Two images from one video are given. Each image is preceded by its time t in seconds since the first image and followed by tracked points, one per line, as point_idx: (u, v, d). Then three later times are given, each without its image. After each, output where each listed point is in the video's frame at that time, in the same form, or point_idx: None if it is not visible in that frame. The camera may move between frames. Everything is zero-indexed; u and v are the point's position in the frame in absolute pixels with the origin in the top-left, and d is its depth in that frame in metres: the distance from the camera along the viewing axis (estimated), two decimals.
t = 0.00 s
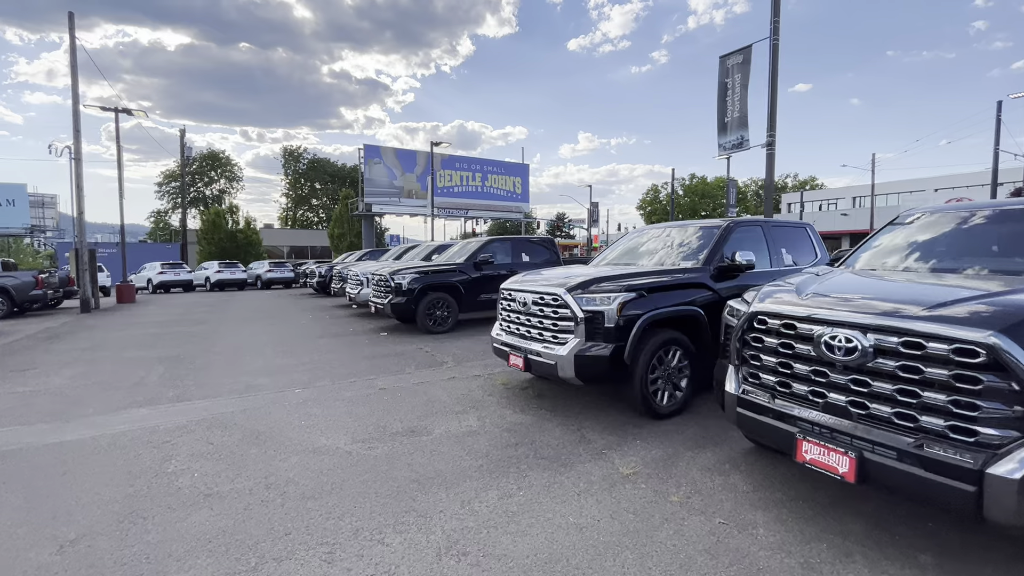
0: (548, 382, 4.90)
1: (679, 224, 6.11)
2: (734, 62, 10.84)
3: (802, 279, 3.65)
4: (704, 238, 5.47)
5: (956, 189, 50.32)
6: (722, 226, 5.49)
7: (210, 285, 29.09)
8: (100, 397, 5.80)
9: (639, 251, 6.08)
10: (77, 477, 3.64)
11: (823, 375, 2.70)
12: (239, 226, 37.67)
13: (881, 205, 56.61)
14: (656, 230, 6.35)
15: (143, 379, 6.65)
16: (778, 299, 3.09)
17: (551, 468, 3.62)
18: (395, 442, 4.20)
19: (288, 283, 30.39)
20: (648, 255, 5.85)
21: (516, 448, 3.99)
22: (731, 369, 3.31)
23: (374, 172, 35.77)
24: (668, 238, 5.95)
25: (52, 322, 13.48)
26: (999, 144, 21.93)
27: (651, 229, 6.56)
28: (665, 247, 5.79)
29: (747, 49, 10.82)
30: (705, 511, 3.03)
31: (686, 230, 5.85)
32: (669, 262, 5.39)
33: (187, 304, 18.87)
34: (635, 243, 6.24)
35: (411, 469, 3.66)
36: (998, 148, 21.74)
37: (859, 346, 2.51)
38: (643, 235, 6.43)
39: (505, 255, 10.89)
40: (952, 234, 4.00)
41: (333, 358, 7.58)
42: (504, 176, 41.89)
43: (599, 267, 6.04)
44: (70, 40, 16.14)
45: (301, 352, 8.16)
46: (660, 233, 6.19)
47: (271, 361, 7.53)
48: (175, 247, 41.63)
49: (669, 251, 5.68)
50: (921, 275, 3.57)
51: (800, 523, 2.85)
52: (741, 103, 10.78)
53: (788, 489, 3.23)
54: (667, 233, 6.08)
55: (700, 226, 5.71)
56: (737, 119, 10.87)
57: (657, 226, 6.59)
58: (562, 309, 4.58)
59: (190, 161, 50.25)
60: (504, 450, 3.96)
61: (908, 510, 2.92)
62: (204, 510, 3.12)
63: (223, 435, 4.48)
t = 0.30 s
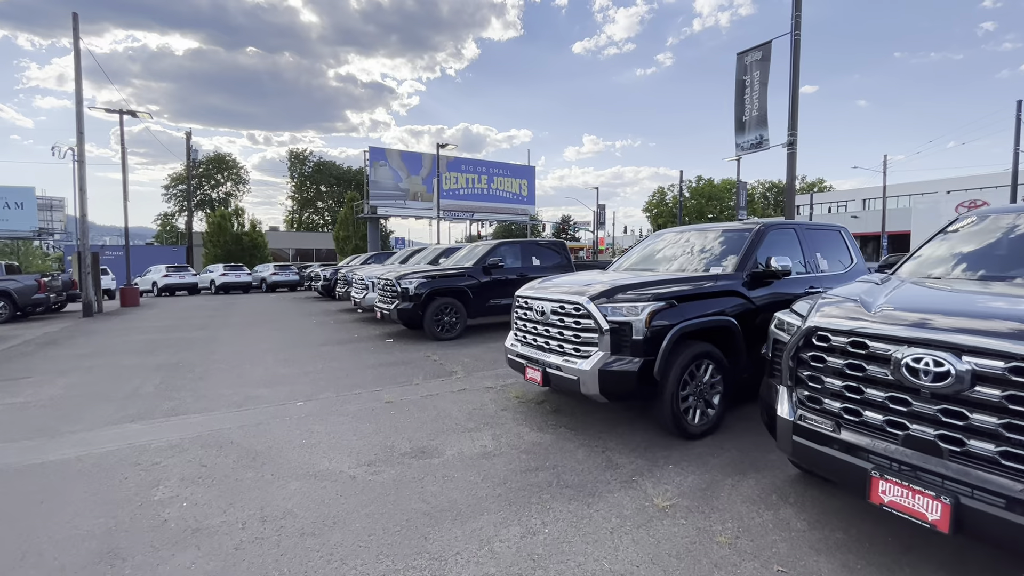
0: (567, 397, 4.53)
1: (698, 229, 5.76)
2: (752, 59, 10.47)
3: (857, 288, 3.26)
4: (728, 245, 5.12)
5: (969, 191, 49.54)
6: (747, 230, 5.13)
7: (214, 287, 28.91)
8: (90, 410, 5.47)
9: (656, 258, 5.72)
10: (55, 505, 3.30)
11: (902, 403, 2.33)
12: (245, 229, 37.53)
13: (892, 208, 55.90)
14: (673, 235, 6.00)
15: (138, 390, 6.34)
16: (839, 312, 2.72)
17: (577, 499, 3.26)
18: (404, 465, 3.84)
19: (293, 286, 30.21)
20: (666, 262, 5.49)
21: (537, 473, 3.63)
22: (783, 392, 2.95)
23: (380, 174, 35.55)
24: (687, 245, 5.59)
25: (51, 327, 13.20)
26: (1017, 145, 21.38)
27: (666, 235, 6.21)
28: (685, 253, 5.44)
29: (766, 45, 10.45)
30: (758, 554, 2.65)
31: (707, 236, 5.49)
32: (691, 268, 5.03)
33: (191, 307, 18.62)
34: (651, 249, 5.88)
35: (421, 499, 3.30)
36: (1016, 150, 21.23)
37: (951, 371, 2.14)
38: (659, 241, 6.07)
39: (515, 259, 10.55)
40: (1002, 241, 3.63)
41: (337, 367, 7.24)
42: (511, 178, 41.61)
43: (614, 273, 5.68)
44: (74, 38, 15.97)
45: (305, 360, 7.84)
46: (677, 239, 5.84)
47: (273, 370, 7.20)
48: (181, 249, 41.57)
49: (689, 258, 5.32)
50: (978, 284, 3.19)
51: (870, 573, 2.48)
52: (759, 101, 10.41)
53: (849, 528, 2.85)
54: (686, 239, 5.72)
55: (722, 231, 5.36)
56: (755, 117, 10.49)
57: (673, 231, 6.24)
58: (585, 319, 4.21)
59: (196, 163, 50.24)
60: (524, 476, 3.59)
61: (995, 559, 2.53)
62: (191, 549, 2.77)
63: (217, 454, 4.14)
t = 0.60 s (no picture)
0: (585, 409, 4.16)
1: (714, 230, 5.42)
2: (769, 53, 10.09)
3: (920, 288, 2.87)
4: (750, 246, 4.77)
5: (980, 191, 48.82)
6: (770, 231, 4.79)
7: (217, 289, 28.68)
8: (73, 420, 5.13)
9: (670, 260, 5.37)
10: (16, 533, 2.96)
11: (1001, 429, 1.96)
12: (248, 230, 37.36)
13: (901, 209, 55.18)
14: (686, 237, 5.65)
15: (128, 397, 6.01)
16: (911, 319, 2.34)
17: (602, 529, 2.89)
18: (407, 486, 3.47)
19: (297, 288, 29.95)
20: (683, 265, 5.13)
21: (555, 497, 3.26)
22: (841, 409, 2.58)
23: (384, 175, 35.30)
24: (703, 247, 5.25)
25: (47, 329, 12.92)
26: None
27: (678, 237, 5.86)
28: (702, 256, 5.08)
29: (783, 38, 10.06)
30: None
31: (725, 237, 5.15)
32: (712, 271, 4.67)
33: (192, 309, 18.36)
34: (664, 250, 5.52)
35: (426, 527, 2.94)
36: None
37: None
38: (671, 242, 5.72)
39: (522, 260, 10.19)
40: None
41: (337, 373, 6.90)
42: (515, 180, 41.26)
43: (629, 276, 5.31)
44: (73, 36, 15.73)
45: (304, 365, 7.50)
46: (692, 241, 5.49)
47: (270, 376, 6.87)
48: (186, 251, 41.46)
49: (707, 260, 4.97)
50: None
51: None
52: (776, 96, 10.01)
53: (918, 569, 2.47)
54: (701, 241, 5.37)
55: (741, 232, 5.01)
56: (773, 113, 10.09)
57: (685, 232, 5.89)
58: (605, 325, 3.84)
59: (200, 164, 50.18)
60: (540, 500, 3.22)
61: None
62: None
63: (203, 472, 3.79)
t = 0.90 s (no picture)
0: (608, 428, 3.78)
1: (733, 234, 5.06)
2: (788, 46, 9.69)
3: (1007, 300, 2.47)
4: (776, 250, 4.42)
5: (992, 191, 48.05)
6: (797, 233, 4.44)
7: (220, 290, 28.45)
8: (55, 434, 4.80)
9: (688, 266, 5.00)
10: None
11: None
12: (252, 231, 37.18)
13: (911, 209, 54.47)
14: (702, 241, 5.29)
15: (117, 408, 5.68)
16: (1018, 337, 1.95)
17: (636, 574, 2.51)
18: (411, 517, 3.11)
19: (300, 289, 29.69)
20: (701, 270, 4.76)
21: (578, 533, 2.88)
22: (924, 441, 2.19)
23: (388, 176, 35.02)
24: (722, 252, 4.89)
25: (45, 332, 12.66)
26: None
27: (692, 241, 5.49)
28: (722, 261, 4.72)
29: (803, 31, 9.65)
30: None
31: (746, 240, 4.79)
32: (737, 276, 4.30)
33: (193, 311, 18.09)
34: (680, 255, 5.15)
35: (434, 571, 2.57)
36: None
37: None
38: (687, 247, 5.35)
39: (531, 262, 9.83)
40: None
41: (338, 382, 6.56)
42: (521, 180, 40.91)
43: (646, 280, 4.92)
44: (72, 35, 15.53)
45: (305, 373, 7.16)
46: (709, 245, 5.13)
47: (268, 385, 6.53)
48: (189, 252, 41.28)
49: (729, 265, 4.60)
50: None
51: None
52: (796, 92, 9.60)
53: None
54: (720, 245, 5.01)
55: (765, 235, 4.66)
56: (792, 108, 9.69)
57: (700, 237, 5.53)
58: (632, 335, 3.46)
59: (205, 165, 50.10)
60: (562, 536, 2.85)
61: None
62: None
63: (187, 498, 3.43)
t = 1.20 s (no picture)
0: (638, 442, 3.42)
1: (753, 235, 4.77)
2: (810, 36, 9.29)
3: None
4: (805, 251, 4.12)
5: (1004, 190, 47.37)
6: (827, 233, 4.15)
7: (223, 288, 28.20)
8: (38, 443, 4.48)
9: (706, 269, 4.68)
10: None
11: None
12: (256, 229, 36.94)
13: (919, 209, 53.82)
14: (719, 245, 4.97)
15: (106, 414, 5.35)
16: None
17: None
18: (422, 546, 2.76)
19: (303, 288, 29.40)
20: (722, 273, 4.44)
21: (613, 568, 2.53)
22: None
23: (392, 174, 34.70)
24: (742, 254, 4.58)
25: (42, 331, 12.38)
26: None
27: (707, 245, 5.19)
28: (745, 263, 4.41)
29: (827, 20, 9.24)
30: None
31: (769, 242, 4.50)
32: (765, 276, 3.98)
33: (193, 310, 17.74)
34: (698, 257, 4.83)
35: None
36: None
37: None
38: (702, 250, 5.03)
39: (541, 261, 9.46)
40: None
41: (341, 386, 6.23)
42: (525, 178, 40.52)
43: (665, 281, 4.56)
44: (71, 28, 15.26)
45: (306, 376, 6.82)
46: (727, 248, 4.83)
47: (267, 389, 6.20)
48: (192, 250, 41.04)
49: (754, 267, 4.28)
50: None
51: None
52: (818, 84, 9.21)
53: None
54: (740, 247, 4.70)
55: (790, 236, 4.38)
56: (814, 101, 9.30)
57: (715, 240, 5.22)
58: (667, 341, 3.09)
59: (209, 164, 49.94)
60: (595, 572, 2.50)
61: None
62: None
63: (172, 521, 3.09)
